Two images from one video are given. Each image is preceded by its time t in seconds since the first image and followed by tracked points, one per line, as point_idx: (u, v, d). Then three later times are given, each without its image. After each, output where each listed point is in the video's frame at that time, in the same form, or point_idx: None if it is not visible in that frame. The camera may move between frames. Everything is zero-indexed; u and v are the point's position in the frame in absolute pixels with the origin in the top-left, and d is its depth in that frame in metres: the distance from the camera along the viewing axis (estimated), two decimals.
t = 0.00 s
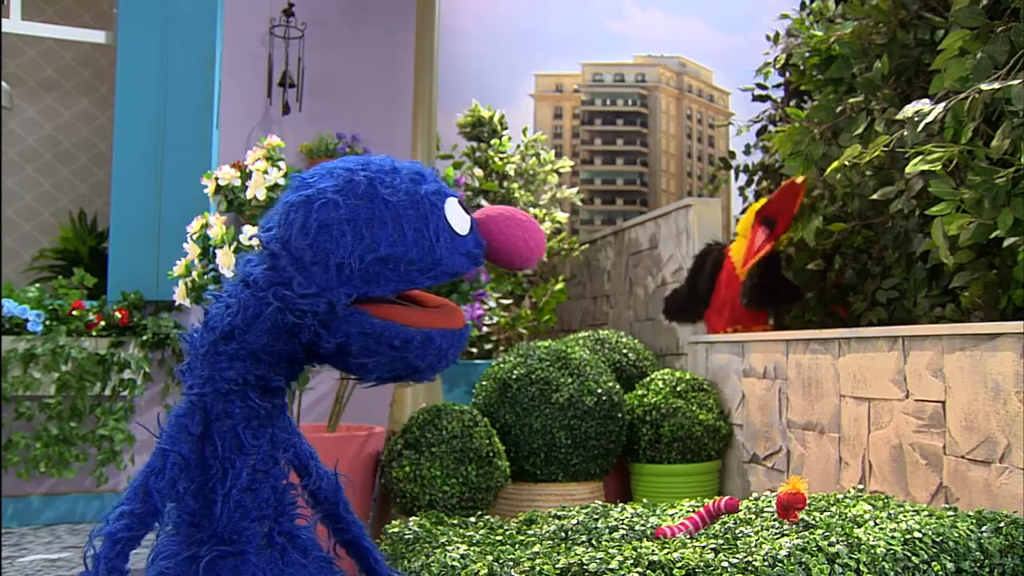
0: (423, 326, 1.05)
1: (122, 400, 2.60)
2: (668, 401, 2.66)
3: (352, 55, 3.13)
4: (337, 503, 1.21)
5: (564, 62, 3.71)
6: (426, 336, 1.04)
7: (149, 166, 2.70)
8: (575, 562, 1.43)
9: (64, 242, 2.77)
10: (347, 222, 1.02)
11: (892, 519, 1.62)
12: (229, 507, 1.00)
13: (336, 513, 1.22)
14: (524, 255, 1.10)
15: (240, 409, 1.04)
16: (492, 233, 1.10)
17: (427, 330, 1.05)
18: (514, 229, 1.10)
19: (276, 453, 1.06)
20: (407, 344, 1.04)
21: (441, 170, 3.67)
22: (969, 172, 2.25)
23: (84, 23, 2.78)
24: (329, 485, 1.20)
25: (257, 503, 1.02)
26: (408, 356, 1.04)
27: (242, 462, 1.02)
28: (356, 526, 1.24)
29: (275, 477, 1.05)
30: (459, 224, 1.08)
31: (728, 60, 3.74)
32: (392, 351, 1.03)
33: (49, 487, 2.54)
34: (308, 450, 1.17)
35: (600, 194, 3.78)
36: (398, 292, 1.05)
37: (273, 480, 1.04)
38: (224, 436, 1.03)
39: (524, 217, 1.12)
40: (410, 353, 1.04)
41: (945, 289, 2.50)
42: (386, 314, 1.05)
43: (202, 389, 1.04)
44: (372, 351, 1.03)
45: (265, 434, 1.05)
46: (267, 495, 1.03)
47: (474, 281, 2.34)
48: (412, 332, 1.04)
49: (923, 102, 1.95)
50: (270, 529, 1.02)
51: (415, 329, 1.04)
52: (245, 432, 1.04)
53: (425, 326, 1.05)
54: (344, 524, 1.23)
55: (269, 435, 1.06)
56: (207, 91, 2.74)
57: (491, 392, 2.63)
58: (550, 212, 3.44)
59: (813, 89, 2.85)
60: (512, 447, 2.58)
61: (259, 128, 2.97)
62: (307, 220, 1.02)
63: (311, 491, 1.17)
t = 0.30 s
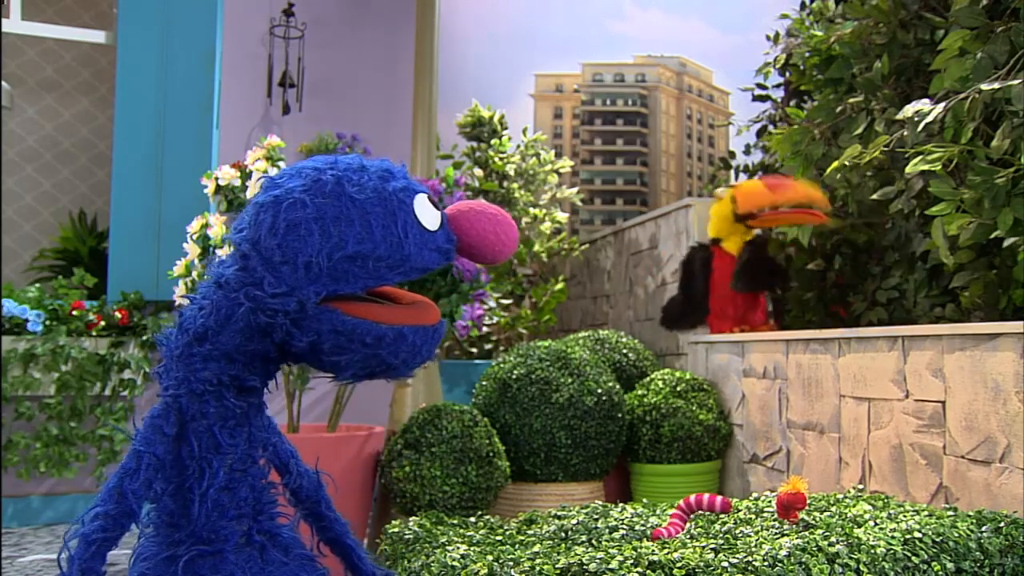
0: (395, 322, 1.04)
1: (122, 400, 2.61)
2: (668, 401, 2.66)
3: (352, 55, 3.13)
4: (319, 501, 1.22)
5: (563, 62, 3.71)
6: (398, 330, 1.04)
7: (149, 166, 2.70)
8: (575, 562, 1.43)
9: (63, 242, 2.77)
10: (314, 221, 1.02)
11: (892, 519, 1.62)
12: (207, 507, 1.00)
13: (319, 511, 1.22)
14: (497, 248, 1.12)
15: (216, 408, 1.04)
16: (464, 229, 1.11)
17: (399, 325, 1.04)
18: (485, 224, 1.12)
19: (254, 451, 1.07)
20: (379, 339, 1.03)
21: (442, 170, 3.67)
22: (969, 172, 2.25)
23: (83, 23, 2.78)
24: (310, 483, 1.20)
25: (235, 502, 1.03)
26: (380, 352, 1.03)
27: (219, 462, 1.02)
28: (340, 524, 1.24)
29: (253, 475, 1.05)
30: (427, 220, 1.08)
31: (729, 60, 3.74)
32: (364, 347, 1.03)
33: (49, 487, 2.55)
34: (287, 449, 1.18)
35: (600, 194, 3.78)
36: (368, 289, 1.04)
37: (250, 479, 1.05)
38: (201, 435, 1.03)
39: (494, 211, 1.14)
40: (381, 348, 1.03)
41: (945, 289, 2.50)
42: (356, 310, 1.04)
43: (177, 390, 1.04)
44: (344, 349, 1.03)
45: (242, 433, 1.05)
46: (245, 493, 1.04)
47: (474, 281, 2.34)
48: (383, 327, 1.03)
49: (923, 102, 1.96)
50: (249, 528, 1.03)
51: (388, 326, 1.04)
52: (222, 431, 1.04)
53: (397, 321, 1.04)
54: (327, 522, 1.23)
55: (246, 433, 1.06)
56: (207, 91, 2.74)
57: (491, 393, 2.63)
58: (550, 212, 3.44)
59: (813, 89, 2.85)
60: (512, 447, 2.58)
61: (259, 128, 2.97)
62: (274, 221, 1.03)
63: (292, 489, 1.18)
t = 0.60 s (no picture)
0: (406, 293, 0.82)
1: (122, 400, 2.61)
2: (668, 401, 2.66)
3: (352, 55, 3.13)
4: (349, 520, 1.13)
5: (563, 62, 3.70)
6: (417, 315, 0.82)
7: (149, 166, 2.70)
8: (575, 562, 1.43)
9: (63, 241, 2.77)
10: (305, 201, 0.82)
11: (892, 519, 1.62)
12: (207, 524, 0.84)
13: (348, 530, 1.13)
14: (499, 233, 0.86)
15: (220, 422, 0.87)
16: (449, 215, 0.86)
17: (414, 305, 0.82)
18: (486, 206, 0.86)
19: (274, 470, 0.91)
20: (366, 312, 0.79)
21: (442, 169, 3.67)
22: (969, 172, 2.25)
23: (84, 23, 2.79)
24: (341, 502, 1.12)
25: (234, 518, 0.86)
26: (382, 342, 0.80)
27: (223, 477, 0.85)
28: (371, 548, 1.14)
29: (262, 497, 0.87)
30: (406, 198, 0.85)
31: (729, 60, 3.73)
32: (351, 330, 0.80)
33: (49, 487, 2.54)
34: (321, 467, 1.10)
35: (600, 194, 3.79)
36: (331, 266, 0.81)
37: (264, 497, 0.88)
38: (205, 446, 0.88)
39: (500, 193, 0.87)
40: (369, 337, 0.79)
41: (945, 289, 2.50)
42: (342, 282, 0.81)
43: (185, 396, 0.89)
44: (318, 328, 0.80)
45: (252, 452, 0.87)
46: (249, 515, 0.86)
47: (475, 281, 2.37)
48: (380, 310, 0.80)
49: (923, 101, 1.96)
50: (251, 548, 0.85)
51: (360, 296, 0.79)
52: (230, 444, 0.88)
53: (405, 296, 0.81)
54: (357, 542, 1.13)
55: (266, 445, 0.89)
56: (207, 91, 2.74)
57: (491, 393, 2.63)
58: (550, 212, 3.44)
59: (813, 88, 2.85)
60: (512, 447, 2.58)
61: (259, 128, 2.96)
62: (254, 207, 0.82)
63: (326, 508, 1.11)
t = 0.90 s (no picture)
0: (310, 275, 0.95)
1: (122, 400, 2.61)
2: (668, 401, 2.66)
3: (352, 55, 3.11)
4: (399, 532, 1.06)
5: (563, 62, 3.70)
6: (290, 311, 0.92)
7: (149, 166, 2.70)
8: (575, 562, 1.43)
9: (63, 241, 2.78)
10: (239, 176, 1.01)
11: (892, 519, 1.62)
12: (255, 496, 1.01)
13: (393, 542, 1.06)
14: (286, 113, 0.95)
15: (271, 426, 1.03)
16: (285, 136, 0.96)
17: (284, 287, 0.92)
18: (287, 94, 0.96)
19: (338, 458, 1.04)
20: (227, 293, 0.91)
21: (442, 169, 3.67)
22: (969, 172, 2.25)
23: (84, 23, 2.80)
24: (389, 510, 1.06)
25: (274, 483, 1.00)
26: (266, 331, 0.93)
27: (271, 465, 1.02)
28: (418, 567, 1.07)
29: (306, 471, 1.01)
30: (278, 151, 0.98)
31: (728, 60, 3.72)
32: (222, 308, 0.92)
33: (49, 487, 2.43)
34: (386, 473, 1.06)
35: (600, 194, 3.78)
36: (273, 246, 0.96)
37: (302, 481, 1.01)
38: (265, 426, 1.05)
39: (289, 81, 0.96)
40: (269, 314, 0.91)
41: (945, 289, 2.51)
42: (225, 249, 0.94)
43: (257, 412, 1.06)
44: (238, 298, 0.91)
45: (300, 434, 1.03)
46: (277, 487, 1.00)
47: (474, 281, 2.42)
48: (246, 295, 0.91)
49: (923, 102, 1.96)
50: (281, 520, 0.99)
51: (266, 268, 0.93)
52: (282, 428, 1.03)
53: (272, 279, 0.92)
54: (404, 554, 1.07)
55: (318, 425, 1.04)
56: (207, 92, 2.75)
57: (492, 393, 2.63)
58: (550, 213, 3.44)
59: (813, 88, 2.85)
60: (512, 447, 2.57)
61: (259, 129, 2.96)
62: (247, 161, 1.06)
63: (376, 512, 1.05)
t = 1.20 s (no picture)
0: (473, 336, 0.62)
1: (122, 400, 2.61)
2: (668, 401, 2.66)
3: (352, 55, 3.12)
4: None
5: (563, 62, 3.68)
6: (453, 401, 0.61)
7: (149, 166, 2.70)
8: (575, 562, 1.43)
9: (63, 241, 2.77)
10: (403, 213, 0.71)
11: (892, 519, 1.62)
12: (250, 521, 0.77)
13: None
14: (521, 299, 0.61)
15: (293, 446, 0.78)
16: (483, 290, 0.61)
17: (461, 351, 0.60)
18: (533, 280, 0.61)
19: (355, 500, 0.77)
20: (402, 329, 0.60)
21: (443, 169, 3.67)
22: (969, 172, 2.26)
23: (84, 23, 2.79)
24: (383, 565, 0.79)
25: (288, 523, 0.75)
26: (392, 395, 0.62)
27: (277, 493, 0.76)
28: None
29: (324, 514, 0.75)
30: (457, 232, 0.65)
31: (729, 60, 3.73)
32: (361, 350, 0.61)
33: (49, 487, 2.54)
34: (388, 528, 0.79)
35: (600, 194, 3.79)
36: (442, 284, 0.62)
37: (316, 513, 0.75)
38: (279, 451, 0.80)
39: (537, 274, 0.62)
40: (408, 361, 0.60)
41: (945, 289, 2.51)
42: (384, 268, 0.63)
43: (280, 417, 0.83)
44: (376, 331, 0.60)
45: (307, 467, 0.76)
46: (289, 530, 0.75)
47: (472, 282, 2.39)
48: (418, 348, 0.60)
49: (923, 101, 1.96)
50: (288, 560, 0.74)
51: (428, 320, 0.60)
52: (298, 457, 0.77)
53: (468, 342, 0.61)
54: None
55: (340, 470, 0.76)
56: (207, 93, 2.75)
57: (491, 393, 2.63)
58: (550, 212, 3.44)
59: (813, 88, 2.85)
60: (512, 447, 2.58)
61: (259, 128, 2.97)
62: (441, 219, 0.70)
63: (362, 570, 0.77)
